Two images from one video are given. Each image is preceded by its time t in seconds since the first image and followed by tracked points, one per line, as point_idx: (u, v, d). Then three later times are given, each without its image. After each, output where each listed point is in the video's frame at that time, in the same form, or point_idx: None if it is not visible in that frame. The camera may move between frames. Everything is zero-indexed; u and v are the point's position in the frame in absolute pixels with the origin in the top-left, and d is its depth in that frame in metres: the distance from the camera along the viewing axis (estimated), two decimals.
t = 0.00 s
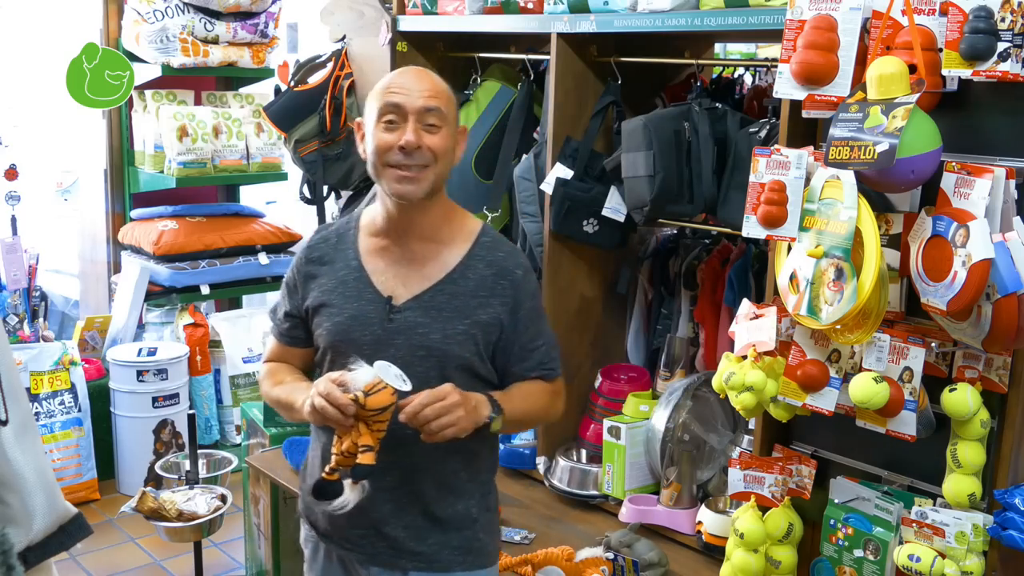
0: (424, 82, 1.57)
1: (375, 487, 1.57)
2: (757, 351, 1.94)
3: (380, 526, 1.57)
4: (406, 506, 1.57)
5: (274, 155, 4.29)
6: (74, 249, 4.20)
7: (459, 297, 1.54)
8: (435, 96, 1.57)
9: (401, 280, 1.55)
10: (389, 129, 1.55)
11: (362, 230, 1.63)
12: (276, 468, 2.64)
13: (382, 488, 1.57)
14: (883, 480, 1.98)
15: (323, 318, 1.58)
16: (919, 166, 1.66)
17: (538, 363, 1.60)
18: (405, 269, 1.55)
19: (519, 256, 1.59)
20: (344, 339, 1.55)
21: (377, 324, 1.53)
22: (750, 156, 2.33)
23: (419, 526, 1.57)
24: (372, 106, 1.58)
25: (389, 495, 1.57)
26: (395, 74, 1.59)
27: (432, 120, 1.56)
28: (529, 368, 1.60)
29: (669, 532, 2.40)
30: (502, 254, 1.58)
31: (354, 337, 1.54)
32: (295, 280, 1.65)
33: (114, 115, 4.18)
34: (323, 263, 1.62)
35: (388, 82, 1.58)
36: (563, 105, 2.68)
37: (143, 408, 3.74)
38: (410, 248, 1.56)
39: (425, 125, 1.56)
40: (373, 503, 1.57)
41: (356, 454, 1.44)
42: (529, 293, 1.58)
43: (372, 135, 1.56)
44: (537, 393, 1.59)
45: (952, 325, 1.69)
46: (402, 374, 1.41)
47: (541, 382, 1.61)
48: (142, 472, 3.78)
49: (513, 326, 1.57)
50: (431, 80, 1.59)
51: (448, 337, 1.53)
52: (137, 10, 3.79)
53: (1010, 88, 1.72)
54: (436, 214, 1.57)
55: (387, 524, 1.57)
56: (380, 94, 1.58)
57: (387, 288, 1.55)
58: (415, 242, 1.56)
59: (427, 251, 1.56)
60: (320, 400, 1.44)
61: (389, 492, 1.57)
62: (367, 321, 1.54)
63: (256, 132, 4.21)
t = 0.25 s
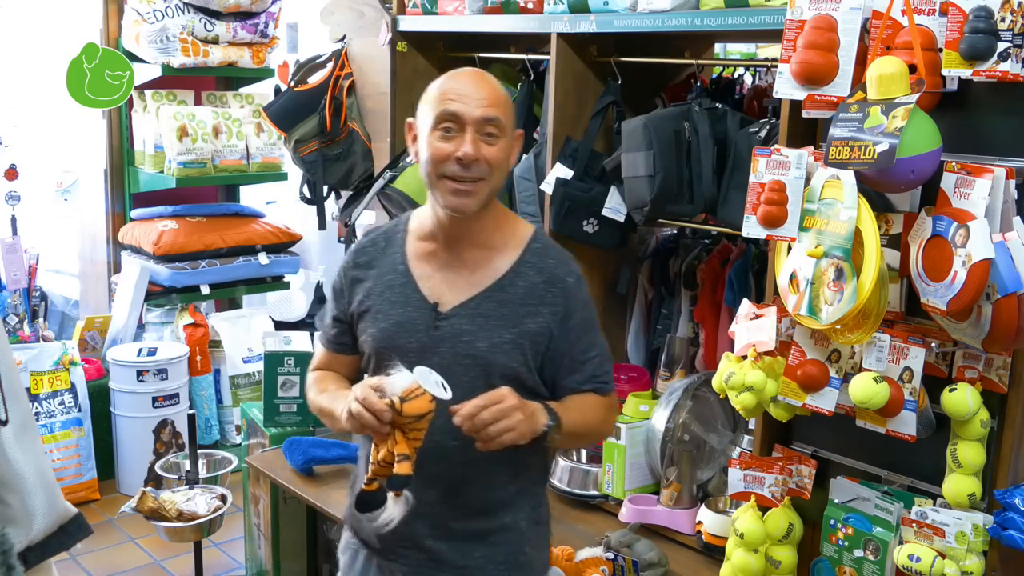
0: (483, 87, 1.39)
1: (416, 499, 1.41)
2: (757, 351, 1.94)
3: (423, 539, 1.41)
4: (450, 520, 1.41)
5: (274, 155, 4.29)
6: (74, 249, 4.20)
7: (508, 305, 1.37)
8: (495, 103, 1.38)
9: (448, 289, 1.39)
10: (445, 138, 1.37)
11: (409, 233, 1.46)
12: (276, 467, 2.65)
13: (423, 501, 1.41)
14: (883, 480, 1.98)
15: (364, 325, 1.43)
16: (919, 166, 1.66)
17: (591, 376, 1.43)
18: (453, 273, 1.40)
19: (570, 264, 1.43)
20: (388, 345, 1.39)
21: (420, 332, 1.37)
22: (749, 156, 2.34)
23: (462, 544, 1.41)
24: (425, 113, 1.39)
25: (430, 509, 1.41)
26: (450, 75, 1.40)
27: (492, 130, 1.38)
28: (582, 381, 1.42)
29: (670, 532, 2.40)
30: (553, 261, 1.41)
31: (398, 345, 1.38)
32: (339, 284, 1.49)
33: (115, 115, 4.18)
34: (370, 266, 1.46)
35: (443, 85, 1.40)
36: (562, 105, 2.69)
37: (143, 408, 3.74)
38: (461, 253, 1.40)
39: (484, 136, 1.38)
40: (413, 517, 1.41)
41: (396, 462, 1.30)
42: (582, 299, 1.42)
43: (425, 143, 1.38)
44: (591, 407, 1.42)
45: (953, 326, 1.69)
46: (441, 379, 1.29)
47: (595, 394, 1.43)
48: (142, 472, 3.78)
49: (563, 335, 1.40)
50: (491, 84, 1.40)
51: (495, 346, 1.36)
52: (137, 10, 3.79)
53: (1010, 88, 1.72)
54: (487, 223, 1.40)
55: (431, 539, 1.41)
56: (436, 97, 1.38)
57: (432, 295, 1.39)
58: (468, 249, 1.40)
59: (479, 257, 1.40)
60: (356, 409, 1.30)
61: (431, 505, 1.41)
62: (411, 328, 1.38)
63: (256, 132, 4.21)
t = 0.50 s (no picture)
0: (532, 81, 1.44)
1: (453, 503, 1.45)
2: (756, 351, 1.94)
3: (458, 544, 1.46)
4: (484, 528, 1.45)
5: (274, 155, 4.29)
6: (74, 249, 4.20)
7: (555, 310, 1.40)
8: (544, 98, 1.43)
9: (495, 289, 1.43)
10: (496, 133, 1.42)
11: (459, 233, 1.52)
12: (275, 467, 2.65)
13: (459, 505, 1.45)
14: (883, 480, 1.98)
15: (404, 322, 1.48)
16: (919, 166, 1.66)
17: (642, 388, 1.42)
18: (499, 270, 1.44)
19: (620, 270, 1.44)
20: (431, 347, 1.43)
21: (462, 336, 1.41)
22: (749, 156, 2.34)
23: (497, 549, 1.45)
24: (475, 110, 1.45)
25: (466, 514, 1.45)
26: (498, 73, 1.46)
27: (542, 123, 1.42)
28: (632, 392, 1.42)
29: (670, 532, 2.40)
30: (602, 266, 1.43)
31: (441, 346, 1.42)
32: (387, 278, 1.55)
33: (114, 115, 4.18)
34: (417, 263, 1.52)
35: (491, 83, 1.45)
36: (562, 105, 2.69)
37: (143, 408, 3.74)
38: (508, 252, 1.44)
39: (536, 130, 1.42)
40: (448, 521, 1.46)
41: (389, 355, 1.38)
42: (632, 308, 1.43)
43: (477, 140, 1.43)
44: (645, 419, 1.41)
45: (952, 326, 1.69)
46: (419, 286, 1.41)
47: (649, 406, 1.43)
48: (142, 472, 3.78)
49: (609, 344, 1.42)
50: (540, 80, 1.45)
51: (536, 352, 1.39)
52: (137, 10, 3.79)
53: (1010, 88, 1.72)
54: (537, 223, 1.45)
55: (462, 544, 1.46)
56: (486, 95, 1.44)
57: (477, 297, 1.43)
58: (518, 248, 1.44)
59: (525, 258, 1.44)
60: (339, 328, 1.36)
61: (469, 509, 1.45)
62: (454, 329, 1.42)
63: (257, 132, 4.21)
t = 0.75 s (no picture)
0: (570, 95, 1.40)
1: (475, 510, 1.46)
2: (757, 351, 1.94)
3: (478, 551, 1.47)
4: (506, 535, 1.46)
5: (275, 155, 4.29)
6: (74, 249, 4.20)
7: (592, 320, 1.42)
8: (582, 113, 1.39)
9: (531, 297, 1.43)
10: (533, 152, 1.38)
11: (492, 234, 1.50)
12: (275, 467, 2.65)
13: (483, 512, 1.46)
14: (883, 480, 1.98)
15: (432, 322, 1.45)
16: (919, 166, 1.66)
17: (668, 401, 1.47)
18: (534, 277, 1.44)
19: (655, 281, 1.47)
20: (462, 351, 1.42)
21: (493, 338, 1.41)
22: (749, 156, 2.34)
23: (517, 557, 1.47)
24: (511, 123, 1.41)
25: (489, 522, 1.46)
26: (535, 83, 1.41)
27: (580, 141, 1.39)
28: (658, 404, 1.46)
29: (670, 532, 2.40)
30: (639, 276, 1.46)
31: (473, 351, 1.42)
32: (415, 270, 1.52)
33: (115, 115, 4.18)
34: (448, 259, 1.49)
35: (526, 95, 1.41)
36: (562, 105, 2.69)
37: (143, 408, 3.74)
38: (545, 260, 1.44)
39: (573, 147, 1.39)
40: (465, 526, 1.47)
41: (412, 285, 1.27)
42: (664, 321, 1.46)
43: (513, 158, 1.40)
44: (666, 431, 1.45)
45: (953, 326, 1.69)
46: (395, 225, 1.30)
47: (670, 419, 1.47)
48: (142, 472, 3.78)
49: (643, 356, 1.45)
50: (577, 92, 1.41)
51: (571, 361, 1.40)
52: (137, 10, 3.79)
53: (1009, 88, 1.72)
54: (575, 232, 1.46)
55: (481, 551, 1.47)
56: (520, 110, 1.40)
57: (512, 301, 1.42)
58: (552, 254, 1.45)
59: (562, 265, 1.45)
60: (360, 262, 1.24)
61: (492, 517, 1.46)
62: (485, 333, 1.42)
63: (257, 132, 4.21)
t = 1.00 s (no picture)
0: (577, 82, 1.41)
1: (489, 512, 1.46)
2: (757, 351, 1.94)
3: (492, 552, 1.47)
4: (521, 536, 1.46)
5: (274, 155, 4.29)
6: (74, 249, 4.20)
7: (611, 320, 1.42)
8: (588, 98, 1.41)
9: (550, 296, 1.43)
10: (539, 138, 1.40)
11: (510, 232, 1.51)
12: (275, 467, 2.65)
13: (499, 513, 1.46)
14: (883, 480, 1.98)
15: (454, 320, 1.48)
16: (919, 166, 1.66)
17: (683, 399, 1.48)
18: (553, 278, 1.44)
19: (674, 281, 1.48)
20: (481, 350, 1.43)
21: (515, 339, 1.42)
22: (749, 156, 2.34)
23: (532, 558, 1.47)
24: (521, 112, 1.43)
25: (504, 522, 1.46)
26: (544, 74, 1.44)
27: (586, 124, 1.40)
28: (673, 403, 1.47)
29: (669, 532, 2.40)
30: (658, 276, 1.46)
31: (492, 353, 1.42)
32: (431, 269, 1.54)
33: (115, 115, 4.18)
34: (467, 255, 1.53)
35: (535, 84, 1.44)
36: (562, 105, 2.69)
37: (143, 408, 3.74)
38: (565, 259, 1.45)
39: (579, 130, 1.40)
40: (476, 526, 1.47)
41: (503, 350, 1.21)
42: (682, 320, 1.47)
43: (523, 146, 1.42)
44: (674, 432, 1.46)
45: (953, 326, 1.69)
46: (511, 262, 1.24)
47: (679, 419, 1.48)
48: (142, 472, 3.78)
49: (660, 356, 1.45)
50: (585, 79, 1.43)
51: (592, 361, 1.41)
52: (137, 10, 3.79)
53: (1009, 88, 1.72)
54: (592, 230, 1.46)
55: (496, 553, 1.47)
56: (529, 99, 1.43)
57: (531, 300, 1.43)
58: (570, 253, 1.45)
59: (582, 264, 1.45)
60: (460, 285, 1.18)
61: (508, 518, 1.46)
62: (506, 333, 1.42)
63: (257, 132, 4.21)
